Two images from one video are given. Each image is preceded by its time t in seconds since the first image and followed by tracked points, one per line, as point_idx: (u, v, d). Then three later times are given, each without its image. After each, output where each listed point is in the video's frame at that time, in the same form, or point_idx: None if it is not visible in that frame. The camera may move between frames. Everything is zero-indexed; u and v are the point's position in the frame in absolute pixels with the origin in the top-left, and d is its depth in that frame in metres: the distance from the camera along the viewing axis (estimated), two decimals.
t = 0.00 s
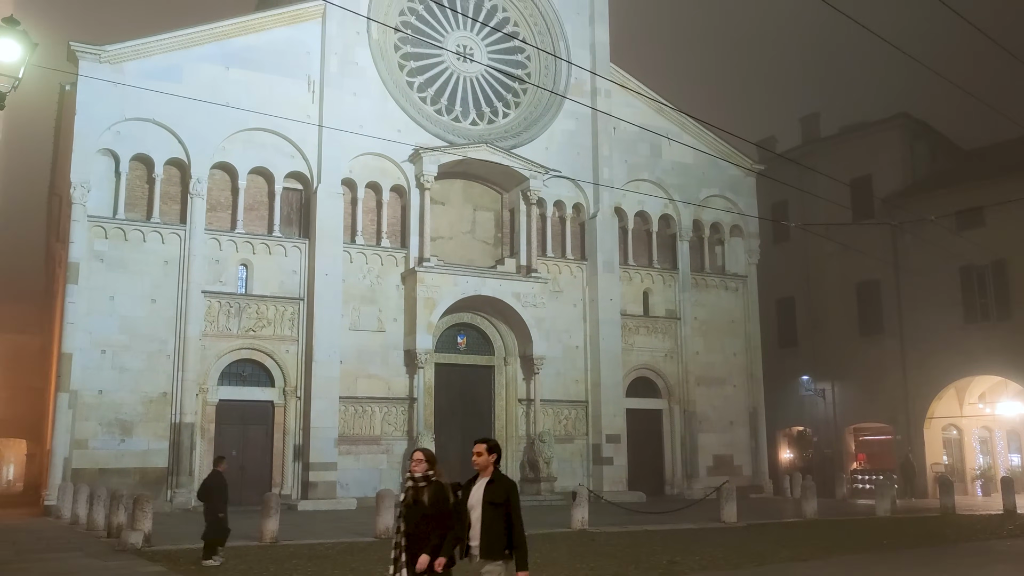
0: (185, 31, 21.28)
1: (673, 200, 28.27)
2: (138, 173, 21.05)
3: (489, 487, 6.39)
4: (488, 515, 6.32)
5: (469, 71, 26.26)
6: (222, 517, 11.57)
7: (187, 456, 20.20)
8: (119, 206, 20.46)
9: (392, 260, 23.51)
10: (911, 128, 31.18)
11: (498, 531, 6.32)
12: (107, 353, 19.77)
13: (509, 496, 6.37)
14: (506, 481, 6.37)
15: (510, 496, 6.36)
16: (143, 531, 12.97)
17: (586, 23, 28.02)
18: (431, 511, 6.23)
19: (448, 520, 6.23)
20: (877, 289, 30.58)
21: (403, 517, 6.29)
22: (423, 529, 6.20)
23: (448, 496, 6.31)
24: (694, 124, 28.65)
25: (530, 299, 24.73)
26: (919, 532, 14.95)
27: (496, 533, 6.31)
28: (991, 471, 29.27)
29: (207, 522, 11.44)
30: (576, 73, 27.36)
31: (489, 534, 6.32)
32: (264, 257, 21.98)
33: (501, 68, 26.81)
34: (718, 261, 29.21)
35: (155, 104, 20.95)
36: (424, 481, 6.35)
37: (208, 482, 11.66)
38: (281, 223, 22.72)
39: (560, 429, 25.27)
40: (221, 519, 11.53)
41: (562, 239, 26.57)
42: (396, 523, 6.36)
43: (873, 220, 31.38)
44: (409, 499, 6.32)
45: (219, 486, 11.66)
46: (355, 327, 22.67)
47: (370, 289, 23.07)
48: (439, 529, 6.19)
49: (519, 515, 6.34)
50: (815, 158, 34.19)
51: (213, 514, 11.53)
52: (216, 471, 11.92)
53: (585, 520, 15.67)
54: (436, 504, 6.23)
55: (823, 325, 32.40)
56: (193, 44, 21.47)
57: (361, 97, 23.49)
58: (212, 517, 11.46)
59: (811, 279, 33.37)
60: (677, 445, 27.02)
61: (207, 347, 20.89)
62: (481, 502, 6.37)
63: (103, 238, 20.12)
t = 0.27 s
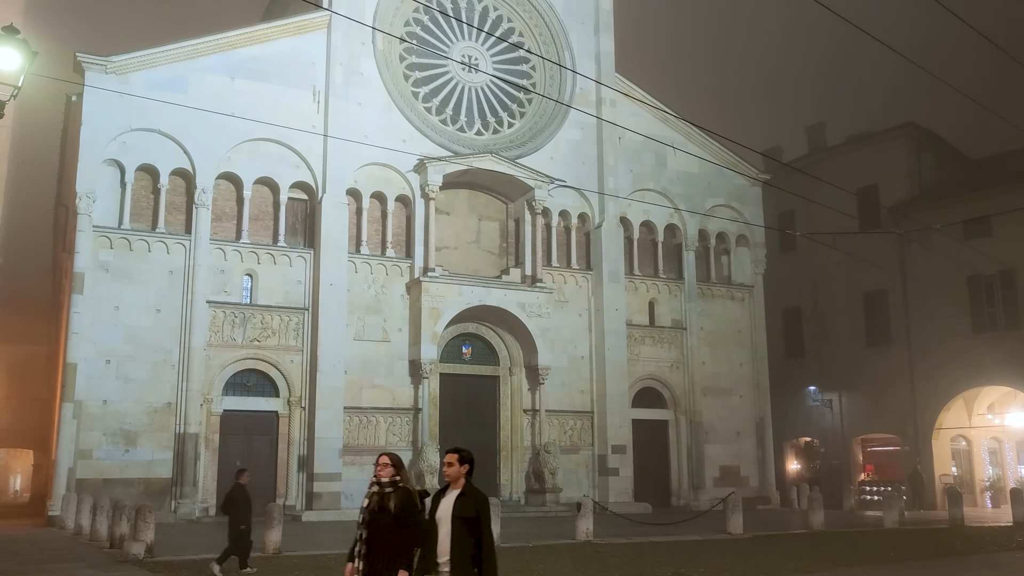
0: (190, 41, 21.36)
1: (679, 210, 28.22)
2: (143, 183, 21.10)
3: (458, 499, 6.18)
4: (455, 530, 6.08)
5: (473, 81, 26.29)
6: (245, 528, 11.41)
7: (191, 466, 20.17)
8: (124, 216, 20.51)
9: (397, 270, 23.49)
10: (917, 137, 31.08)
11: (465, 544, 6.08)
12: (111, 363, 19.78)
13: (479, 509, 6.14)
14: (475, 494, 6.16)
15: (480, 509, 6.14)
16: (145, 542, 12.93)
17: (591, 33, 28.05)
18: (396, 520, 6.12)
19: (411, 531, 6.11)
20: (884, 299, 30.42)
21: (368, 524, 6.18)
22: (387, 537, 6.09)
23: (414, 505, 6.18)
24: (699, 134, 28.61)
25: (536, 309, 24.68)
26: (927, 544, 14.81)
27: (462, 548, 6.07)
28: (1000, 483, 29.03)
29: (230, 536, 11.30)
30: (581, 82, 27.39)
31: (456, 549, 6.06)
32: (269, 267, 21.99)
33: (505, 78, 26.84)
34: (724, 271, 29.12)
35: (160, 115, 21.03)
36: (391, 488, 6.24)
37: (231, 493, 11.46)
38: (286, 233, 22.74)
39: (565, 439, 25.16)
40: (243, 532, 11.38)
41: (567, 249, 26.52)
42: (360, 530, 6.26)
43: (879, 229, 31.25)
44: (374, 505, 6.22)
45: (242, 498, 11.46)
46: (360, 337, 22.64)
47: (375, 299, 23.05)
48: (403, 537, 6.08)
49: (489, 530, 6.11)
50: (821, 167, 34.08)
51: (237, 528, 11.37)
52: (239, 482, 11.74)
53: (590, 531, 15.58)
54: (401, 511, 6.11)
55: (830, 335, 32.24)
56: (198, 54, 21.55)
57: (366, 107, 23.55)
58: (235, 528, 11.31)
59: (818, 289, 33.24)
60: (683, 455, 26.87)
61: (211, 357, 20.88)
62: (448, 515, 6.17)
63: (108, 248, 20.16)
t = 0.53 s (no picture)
0: (196, 56, 21.49)
1: (685, 224, 28.18)
2: (149, 198, 21.18)
3: (419, 517, 5.75)
4: (416, 552, 5.65)
5: (479, 95, 26.39)
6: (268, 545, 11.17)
7: (196, 481, 20.12)
8: (130, 231, 20.58)
9: (402, 284, 23.49)
10: (924, 151, 30.99)
11: (426, 567, 5.64)
12: (117, 377, 19.80)
13: (441, 526, 5.71)
14: (437, 511, 5.72)
15: (444, 529, 5.70)
16: (148, 558, 12.87)
17: (596, 47, 28.12)
18: (360, 541, 5.76)
19: (376, 554, 5.76)
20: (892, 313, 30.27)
21: (332, 547, 5.83)
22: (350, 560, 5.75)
23: (380, 527, 5.82)
24: (705, 147, 28.60)
25: (542, 323, 24.64)
26: (935, 561, 14.65)
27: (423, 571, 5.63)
28: (1011, 498, 28.76)
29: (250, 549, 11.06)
30: (587, 96, 27.43)
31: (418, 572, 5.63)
32: (274, 281, 22.03)
33: (511, 93, 26.92)
34: (731, 285, 29.02)
35: (167, 130, 21.13)
36: (355, 508, 5.88)
37: (254, 507, 11.28)
38: (292, 247, 22.77)
39: (572, 454, 25.03)
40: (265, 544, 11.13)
41: (573, 262, 26.48)
42: (323, 552, 5.92)
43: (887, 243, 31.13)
44: (338, 527, 5.86)
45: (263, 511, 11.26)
46: (365, 351, 22.62)
47: (380, 313, 23.04)
48: (367, 560, 5.74)
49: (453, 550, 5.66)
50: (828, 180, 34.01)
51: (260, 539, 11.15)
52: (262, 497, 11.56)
53: (596, 546, 15.46)
54: (368, 536, 5.75)
55: (837, 349, 32.06)
56: (204, 69, 21.67)
57: (372, 122, 23.66)
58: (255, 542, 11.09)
59: (825, 303, 33.12)
60: (690, 470, 26.69)
61: (217, 371, 20.87)
62: (410, 533, 5.75)
63: (114, 263, 20.22)
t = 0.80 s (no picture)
0: (203, 76, 21.63)
1: (691, 242, 28.16)
2: (156, 217, 21.27)
3: (372, 540, 5.94)
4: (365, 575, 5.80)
5: (485, 114, 26.51)
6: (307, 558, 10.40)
7: (202, 500, 20.08)
8: (137, 249, 20.67)
9: (408, 303, 23.50)
10: (931, 168, 30.95)
11: None
12: (123, 396, 19.82)
13: (393, 551, 5.90)
14: (390, 534, 5.93)
15: (394, 552, 5.89)
16: None
17: (602, 65, 28.23)
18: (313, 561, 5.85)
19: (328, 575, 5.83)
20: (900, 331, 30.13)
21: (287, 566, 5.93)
22: None
23: (336, 546, 5.94)
24: (711, 165, 28.62)
25: (548, 341, 24.59)
26: None
27: None
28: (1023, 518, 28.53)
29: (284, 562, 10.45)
30: (592, 115, 27.55)
31: None
32: (281, 299, 22.07)
33: (517, 111, 27.02)
34: (738, 303, 28.93)
35: (174, 149, 21.27)
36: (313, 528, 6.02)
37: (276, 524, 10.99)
38: (298, 266, 22.82)
39: (578, 473, 24.92)
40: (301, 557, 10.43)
41: (580, 280, 26.47)
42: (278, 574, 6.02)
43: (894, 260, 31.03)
44: (294, 548, 5.97)
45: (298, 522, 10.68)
46: (371, 369, 22.60)
47: (386, 331, 23.04)
48: None
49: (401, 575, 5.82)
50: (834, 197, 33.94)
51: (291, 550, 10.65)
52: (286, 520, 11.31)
53: (602, 567, 15.34)
54: (321, 554, 5.84)
55: (846, 367, 31.89)
56: (212, 88, 21.81)
57: (378, 141, 23.80)
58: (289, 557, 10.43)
59: (832, 321, 32.97)
60: (698, 489, 26.51)
61: (223, 390, 20.88)
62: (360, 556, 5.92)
63: (121, 281, 20.30)
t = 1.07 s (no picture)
0: (210, 100, 21.81)
1: (697, 263, 28.15)
2: (163, 239, 21.35)
3: (331, 560, 6.25)
4: None
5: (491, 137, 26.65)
6: None
7: (206, 523, 20.02)
8: (144, 272, 20.76)
9: (414, 325, 23.52)
10: (937, 189, 30.92)
11: None
12: (129, 418, 19.83)
13: (350, 568, 6.21)
14: (346, 553, 6.26)
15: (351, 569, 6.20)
16: None
17: (607, 88, 28.39)
18: None
19: None
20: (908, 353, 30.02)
21: None
22: None
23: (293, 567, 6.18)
24: (717, 187, 28.67)
25: (554, 363, 24.56)
26: None
27: None
28: None
29: None
30: (598, 138, 27.70)
31: None
32: (287, 322, 22.11)
33: (523, 134, 27.15)
34: (745, 324, 28.85)
35: (182, 172, 21.43)
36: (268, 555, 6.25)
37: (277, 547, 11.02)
38: (304, 288, 22.86)
39: (585, 496, 24.75)
40: None
41: (586, 302, 26.46)
42: None
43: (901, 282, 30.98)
44: None
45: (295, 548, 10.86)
46: (376, 391, 22.58)
47: (392, 353, 23.04)
48: None
49: None
50: (841, 219, 33.89)
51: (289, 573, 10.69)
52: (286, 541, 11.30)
53: None
54: None
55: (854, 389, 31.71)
56: (219, 112, 22.00)
57: (384, 164, 23.99)
58: None
59: (840, 342, 32.83)
60: (705, 512, 26.30)
61: (228, 412, 20.87)
62: None
63: (127, 303, 20.38)
